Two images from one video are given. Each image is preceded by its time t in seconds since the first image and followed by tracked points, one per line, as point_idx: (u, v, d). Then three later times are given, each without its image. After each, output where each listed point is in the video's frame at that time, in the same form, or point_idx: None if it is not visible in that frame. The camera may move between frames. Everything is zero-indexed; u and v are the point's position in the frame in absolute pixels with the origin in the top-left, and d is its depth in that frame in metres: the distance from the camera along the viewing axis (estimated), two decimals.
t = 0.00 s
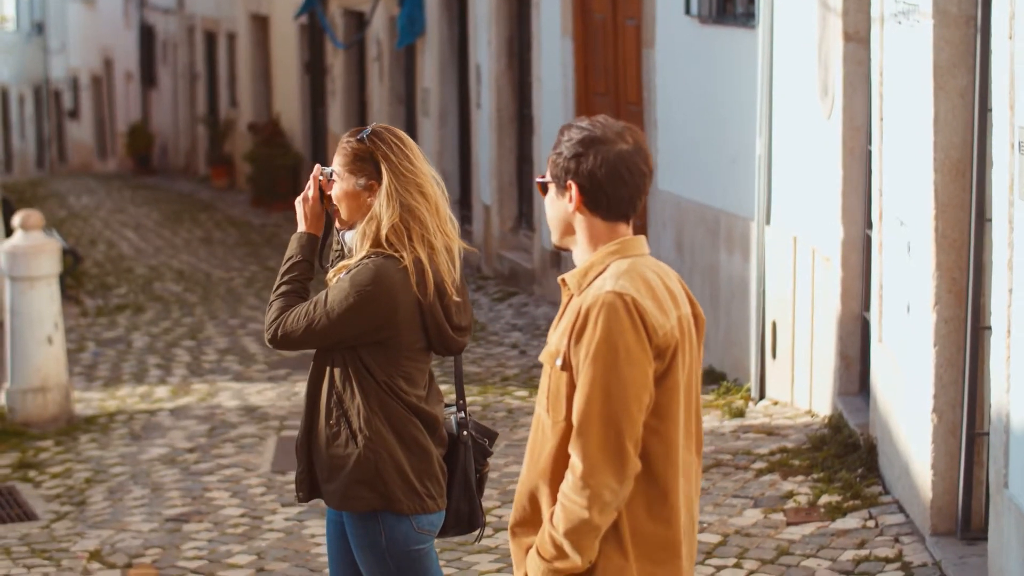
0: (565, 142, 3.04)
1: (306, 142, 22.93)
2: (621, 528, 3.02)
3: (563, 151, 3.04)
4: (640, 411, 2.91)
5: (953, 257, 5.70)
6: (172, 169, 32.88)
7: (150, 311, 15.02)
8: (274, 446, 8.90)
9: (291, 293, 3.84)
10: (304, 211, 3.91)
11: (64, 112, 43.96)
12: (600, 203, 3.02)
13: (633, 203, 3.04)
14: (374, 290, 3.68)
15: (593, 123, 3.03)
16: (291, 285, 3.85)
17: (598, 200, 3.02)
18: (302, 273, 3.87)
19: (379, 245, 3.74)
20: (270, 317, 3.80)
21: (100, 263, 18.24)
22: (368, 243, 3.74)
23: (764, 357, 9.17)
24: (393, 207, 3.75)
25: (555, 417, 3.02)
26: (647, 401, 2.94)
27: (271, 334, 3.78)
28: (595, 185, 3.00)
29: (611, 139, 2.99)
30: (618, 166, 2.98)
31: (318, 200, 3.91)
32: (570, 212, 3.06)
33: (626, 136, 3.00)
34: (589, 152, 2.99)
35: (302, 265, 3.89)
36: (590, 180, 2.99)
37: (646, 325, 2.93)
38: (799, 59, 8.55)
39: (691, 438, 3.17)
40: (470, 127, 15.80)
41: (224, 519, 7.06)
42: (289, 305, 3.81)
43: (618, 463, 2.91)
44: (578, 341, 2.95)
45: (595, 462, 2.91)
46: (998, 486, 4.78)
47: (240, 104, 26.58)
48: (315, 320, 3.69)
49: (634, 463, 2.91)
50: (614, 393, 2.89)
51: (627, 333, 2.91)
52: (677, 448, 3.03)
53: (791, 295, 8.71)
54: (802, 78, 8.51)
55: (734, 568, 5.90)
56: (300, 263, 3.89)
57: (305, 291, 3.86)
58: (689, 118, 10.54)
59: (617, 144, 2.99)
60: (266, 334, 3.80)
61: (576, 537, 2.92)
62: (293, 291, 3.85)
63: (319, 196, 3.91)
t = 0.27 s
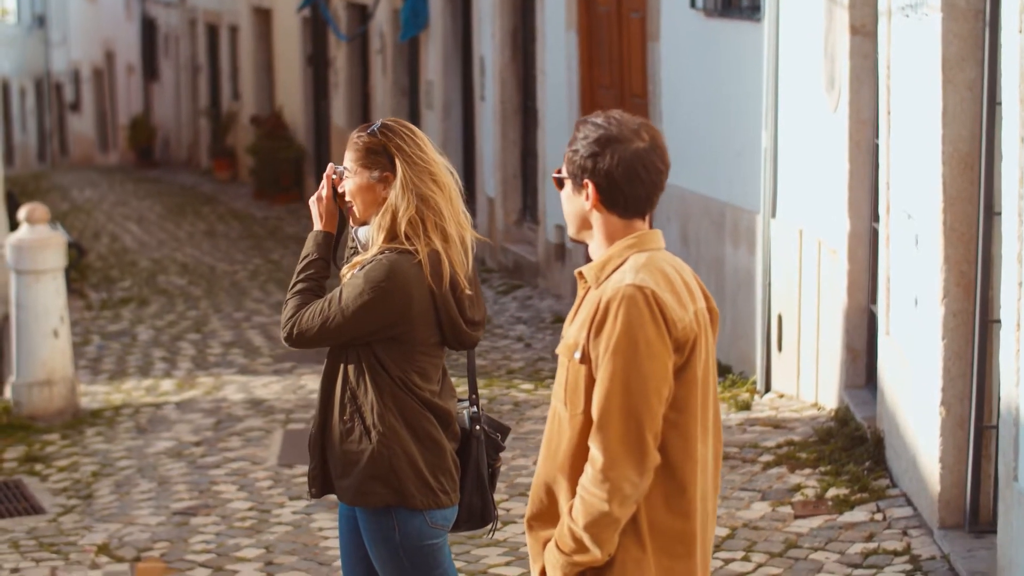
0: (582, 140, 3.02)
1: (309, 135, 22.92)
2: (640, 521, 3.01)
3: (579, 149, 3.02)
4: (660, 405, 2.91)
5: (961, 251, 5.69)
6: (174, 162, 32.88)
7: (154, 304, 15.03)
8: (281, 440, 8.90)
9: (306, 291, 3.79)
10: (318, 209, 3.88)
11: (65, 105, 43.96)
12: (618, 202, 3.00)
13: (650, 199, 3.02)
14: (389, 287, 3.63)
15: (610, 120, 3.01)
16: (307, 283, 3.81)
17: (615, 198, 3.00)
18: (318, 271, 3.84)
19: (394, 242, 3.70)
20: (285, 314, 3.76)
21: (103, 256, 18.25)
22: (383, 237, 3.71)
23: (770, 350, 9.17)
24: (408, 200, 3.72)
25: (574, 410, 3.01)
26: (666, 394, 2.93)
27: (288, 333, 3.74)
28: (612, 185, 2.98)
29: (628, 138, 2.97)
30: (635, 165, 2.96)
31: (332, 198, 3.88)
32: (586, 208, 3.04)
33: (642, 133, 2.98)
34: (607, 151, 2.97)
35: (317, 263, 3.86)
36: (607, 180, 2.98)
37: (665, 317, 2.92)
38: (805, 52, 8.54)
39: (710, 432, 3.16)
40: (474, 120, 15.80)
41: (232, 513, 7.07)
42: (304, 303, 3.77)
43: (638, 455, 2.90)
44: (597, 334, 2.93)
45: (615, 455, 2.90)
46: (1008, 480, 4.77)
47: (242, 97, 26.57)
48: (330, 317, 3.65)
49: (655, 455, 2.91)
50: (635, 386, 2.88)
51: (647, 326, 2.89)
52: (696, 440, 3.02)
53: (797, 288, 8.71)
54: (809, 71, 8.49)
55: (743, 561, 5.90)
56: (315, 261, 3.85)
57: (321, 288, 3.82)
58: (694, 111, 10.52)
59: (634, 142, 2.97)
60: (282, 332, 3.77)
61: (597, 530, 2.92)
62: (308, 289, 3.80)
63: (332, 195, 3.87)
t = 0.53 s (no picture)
0: (593, 139, 2.97)
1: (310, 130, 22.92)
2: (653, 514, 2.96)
3: (590, 148, 2.97)
4: (674, 398, 2.86)
5: (966, 245, 5.69)
6: (174, 156, 32.88)
7: (156, 299, 15.02)
8: (284, 434, 8.90)
9: (316, 288, 3.75)
10: (327, 207, 3.84)
11: (64, 99, 43.94)
12: (628, 204, 2.96)
13: (662, 201, 2.98)
14: (398, 283, 3.60)
15: (621, 119, 2.96)
16: (316, 280, 3.76)
17: (625, 198, 2.96)
18: (327, 267, 3.79)
19: (403, 237, 3.67)
20: (294, 312, 3.72)
21: (104, 250, 18.24)
22: (392, 233, 3.68)
23: (773, 344, 9.18)
24: (415, 195, 3.69)
25: (586, 404, 2.97)
26: (679, 387, 2.89)
27: (298, 331, 3.71)
28: (622, 187, 2.94)
29: (639, 139, 2.92)
30: (646, 169, 2.91)
31: (341, 195, 3.84)
32: (596, 206, 3.00)
33: (654, 135, 2.93)
34: (617, 154, 2.93)
35: (326, 260, 3.81)
36: (618, 183, 2.93)
37: (678, 309, 2.87)
38: (808, 46, 8.54)
39: (722, 424, 3.12)
40: (475, 114, 15.79)
41: (236, 507, 7.07)
42: (314, 299, 3.73)
43: (652, 448, 2.86)
44: (610, 327, 2.89)
45: (629, 448, 2.86)
46: (1014, 474, 4.76)
47: (242, 91, 26.57)
48: (340, 314, 3.61)
49: (668, 448, 2.87)
50: (648, 379, 2.84)
51: (660, 319, 2.85)
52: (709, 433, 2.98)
53: (800, 282, 8.71)
54: (812, 65, 8.50)
55: (747, 556, 5.89)
56: (324, 259, 3.80)
57: (331, 285, 3.78)
58: (696, 105, 10.52)
59: (645, 144, 2.92)
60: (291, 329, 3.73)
61: (610, 524, 2.87)
62: (318, 286, 3.76)
63: (341, 191, 3.84)
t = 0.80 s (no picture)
0: (601, 135, 2.93)
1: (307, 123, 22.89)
2: (661, 507, 2.93)
3: (599, 144, 2.93)
4: (683, 390, 2.83)
5: (968, 238, 5.69)
6: (170, 149, 32.85)
7: (153, 291, 15.01)
8: (283, 427, 8.90)
9: (323, 280, 3.75)
10: (334, 199, 3.81)
11: (58, 92, 43.89)
12: (639, 198, 2.93)
13: (671, 195, 2.95)
14: (405, 276, 3.56)
15: (629, 113, 2.92)
16: (324, 273, 3.76)
17: (637, 192, 2.92)
18: (334, 261, 3.78)
19: (410, 231, 3.63)
20: (301, 305, 3.70)
21: (101, 243, 18.22)
22: (398, 226, 3.63)
23: (772, 337, 9.18)
24: (421, 188, 3.65)
25: (594, 396, 2.92)
26: (688, 379, 2.85)
27: (306, 325, 3.67)
28: (633, 182, 2.91)
29: (649, 135, 2.88)
30: (657, 164, 2.88)
31: (347, 188, 3.81)
32: (606, 201, 2.96)
33: (664, 129, 2.89)
34: (628, 149, 2.89)
35: (333, 253, 3.80)
36: (628, 179, 2.90)
37: (688, 301, 2.84)
38: (808, 39, 8.52)
39: (729, 417, 3.09)
40: (472, 107, 15.78)
41: (236, 500, 7.07)
42: (321, 292, 3.72)
43: (661, 440, 2.83)
44: (619, 319, 2.85)
45: (638, 440, 2.82)
46: (1016, 466, 4.74)
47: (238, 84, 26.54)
48: (347, 307, 3.58)
49: (677, 440, 2.83)
50: (658, 371, 2.80)
51: (669, 311, 2.81)
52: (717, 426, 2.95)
53: (799, 275, 8.71)
54: (812, 58, 8.48)
55: (749, 548, 5.89)
56: (331, 252, 3.79)
57: (337, 279, 3.77)
58: (695, 98, 10.51)
59: (655, 139, 2.88)
60: (298, 323, 3.70)
61: (619, 517, 2.84)
62: (325, 279, 3.76)
63: (347, 184, 3.81)
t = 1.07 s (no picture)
0: (606, 128, 2.89)
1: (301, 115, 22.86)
2: (668, 499, 2.88)
3: (603, 137, 2.89)
4: (690, 380, 2.79)
5: (967, 230, 5.69)
6: (162, 141, 32.81)
7: (148, 284, 14.99)
8: (280, 420, 8.89)
9: (326, 274, 3.71)
10: (336, 192, 3.75)
11: (49, 84, 43.82)
12: (646, 190, 2.89)
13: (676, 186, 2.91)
14: (409, 270, 3.54)
15: (632, 105, 2.89)
16: (327, 266, 3.72)
17: (644, 184, 2.89)
18: (338, 254, 3.73)
19: (414, 224, 3.61)
20: (305, 298, 3.68)
21: (95, 236, 18.19)
22: (402, 219, 3.61)
23: (768, 328, 9.19)
24: (424, 180, 3.63)
25: (600, 387, 2.89)
26: (694, 370, 2.82)
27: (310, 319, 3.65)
28: (640, 174, 2.87)
29: (654, 125, 2.85)
30: (665, 155, 2.85)
31: (351, 180, 3.76)
32: (613, 193, 2.92)
33: (669, 119, 2.87)
34: (635, 140, 2.86)
35: (337, 245, 3.75)
36: (636, 170, 2.87)
37: (694, 292, 2.80)
38: (805, 31, 8.51)
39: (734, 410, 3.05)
40: (466, 99, 15.76)
41: (234, 493, 7.06)
42: (325, 285, 3.70)
43: (668, 431, 2.79)
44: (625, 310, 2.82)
45: (644, 431, 2.78)
46: (1015, 458, 4.73)
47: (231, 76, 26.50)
48: (351, 301, 3.56)
49: (684, 432, 2.79)
50: (665, 362, 2.77)
51: (675, 301, 2.78)
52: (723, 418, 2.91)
53: (795, 267, 8.71)
54: (809, 51, 8.47)
55: (748, 540, 5.90)
56: (336, 244, 3.74)
57: (341, 271, 3.73)
58: (690, 90, 10.50)
59: (661, 130, 2.85)
60: (302, 317, 3.69)
61: (626, 508, 2.79)
62: (329, 272, 3.72)
63: (351, 177, 3.75)
